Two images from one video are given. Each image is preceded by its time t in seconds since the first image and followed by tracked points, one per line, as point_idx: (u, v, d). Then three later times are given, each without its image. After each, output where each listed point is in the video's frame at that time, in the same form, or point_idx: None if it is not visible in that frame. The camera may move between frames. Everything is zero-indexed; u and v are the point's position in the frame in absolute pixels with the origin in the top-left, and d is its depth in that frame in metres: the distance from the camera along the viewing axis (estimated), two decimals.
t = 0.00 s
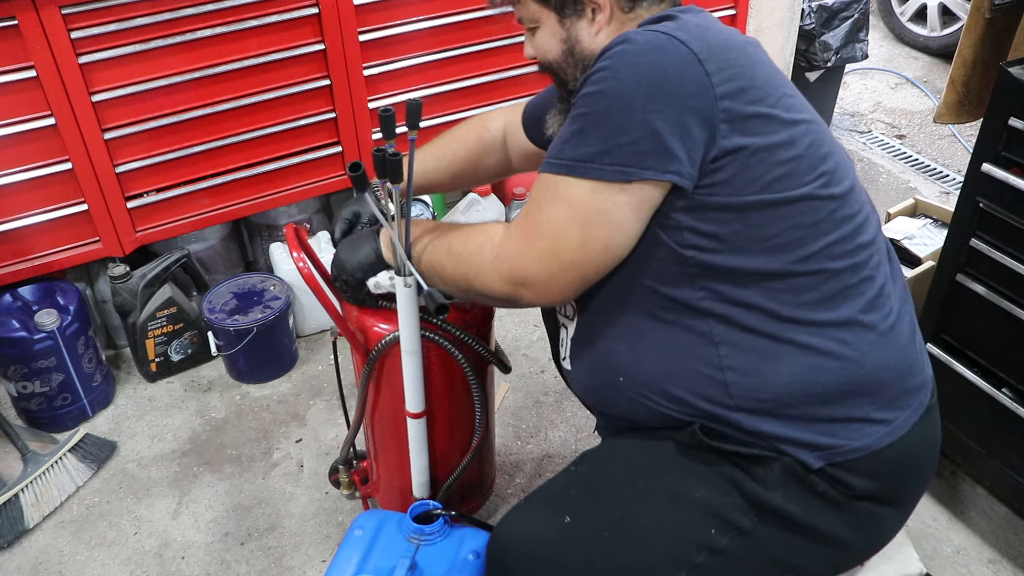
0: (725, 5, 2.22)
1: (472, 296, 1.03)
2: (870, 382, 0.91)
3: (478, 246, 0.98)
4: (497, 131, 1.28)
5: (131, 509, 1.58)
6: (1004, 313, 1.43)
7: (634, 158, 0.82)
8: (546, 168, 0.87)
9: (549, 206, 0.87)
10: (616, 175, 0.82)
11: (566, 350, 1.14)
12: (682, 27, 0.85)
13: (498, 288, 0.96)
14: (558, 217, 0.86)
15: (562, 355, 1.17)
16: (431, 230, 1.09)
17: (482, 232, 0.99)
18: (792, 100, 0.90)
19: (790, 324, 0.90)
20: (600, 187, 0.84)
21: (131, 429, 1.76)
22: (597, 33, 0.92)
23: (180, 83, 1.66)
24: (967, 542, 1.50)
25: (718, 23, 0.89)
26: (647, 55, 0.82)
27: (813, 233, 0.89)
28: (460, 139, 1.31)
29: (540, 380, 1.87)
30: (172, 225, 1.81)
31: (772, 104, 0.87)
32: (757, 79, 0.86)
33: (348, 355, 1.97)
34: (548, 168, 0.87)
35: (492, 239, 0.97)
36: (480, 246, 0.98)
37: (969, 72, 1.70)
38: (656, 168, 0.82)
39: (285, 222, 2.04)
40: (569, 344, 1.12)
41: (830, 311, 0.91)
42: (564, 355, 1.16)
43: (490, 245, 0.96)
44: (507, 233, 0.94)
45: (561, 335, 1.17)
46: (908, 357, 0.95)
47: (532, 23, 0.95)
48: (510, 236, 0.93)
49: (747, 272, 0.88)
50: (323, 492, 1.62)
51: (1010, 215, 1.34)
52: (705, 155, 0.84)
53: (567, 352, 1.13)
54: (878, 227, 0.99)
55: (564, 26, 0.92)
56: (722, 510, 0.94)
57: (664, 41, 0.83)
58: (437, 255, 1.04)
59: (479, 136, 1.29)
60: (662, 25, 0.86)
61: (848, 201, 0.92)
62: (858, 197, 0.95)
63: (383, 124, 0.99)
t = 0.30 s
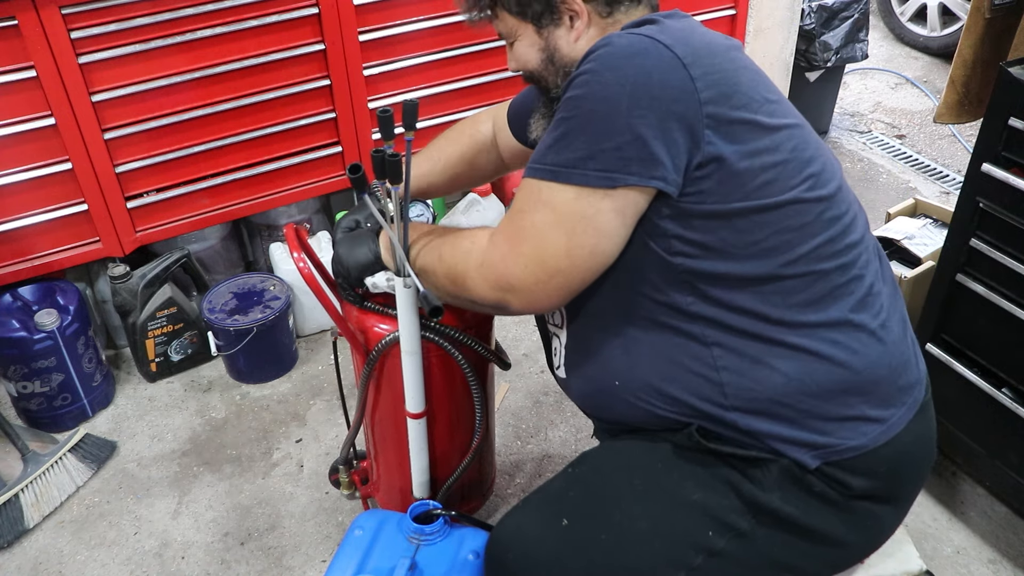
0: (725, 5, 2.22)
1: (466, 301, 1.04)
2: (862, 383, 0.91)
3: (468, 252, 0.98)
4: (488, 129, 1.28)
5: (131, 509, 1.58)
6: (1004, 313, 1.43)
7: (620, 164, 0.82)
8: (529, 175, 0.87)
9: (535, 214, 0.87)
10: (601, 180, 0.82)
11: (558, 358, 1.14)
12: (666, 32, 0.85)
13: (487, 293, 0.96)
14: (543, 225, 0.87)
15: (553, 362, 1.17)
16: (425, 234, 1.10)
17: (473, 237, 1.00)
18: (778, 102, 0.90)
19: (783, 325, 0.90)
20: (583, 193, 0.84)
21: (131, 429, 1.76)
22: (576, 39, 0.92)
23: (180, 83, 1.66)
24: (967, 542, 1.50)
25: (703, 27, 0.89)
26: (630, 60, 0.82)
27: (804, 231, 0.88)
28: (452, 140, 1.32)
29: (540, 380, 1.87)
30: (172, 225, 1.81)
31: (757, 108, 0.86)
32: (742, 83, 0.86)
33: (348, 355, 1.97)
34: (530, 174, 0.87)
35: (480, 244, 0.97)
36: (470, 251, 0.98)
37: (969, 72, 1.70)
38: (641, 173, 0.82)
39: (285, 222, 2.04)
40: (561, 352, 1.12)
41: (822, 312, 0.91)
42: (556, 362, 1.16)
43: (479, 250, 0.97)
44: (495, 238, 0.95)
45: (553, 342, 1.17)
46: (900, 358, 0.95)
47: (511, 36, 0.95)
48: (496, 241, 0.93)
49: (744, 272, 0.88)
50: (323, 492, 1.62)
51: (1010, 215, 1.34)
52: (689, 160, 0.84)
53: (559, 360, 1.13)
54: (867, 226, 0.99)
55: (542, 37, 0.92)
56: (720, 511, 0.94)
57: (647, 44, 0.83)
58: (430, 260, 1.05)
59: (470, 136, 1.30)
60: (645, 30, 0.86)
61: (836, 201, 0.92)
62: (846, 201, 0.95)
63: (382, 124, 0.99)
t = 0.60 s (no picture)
0: (725, 5, 2.22)
1: (463, 299, 1.04)
2: (864, 384, 0.91)
3: (465, 250, 0.98)
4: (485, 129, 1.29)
5: (131, 509, 1.58)
6: (1004, 313, 1.43)
7: (623, 168, 0.82)
8: (532, 174, 0.87)
9: (534, 214, 0.87)
10: (602, 182, 0.82)
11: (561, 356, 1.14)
12: (671, 35, 0.85)
13: (483, 291, 0.96)
14: (541, 224, 0.87)
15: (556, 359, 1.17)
16: (424, 232, 1.10)
17: (472, 234, 1.00)
18: (783, 104, 0.90)
19: (782, 326, 0.90)
20: (586, 196, 0.84)
21: (131, 429, 1.76)
22: (579, 43, 0.92)
23: (180, 83, 1.66)
24: (967, 542, 1.50)
25: (706, 29, 0.89)
26: (636, 63, 0.81)
27: (807, 232, 0.88)
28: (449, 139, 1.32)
29: (540, 380, 1.87)
30: (172, 225, 1.81)
31: (763, 109, 0.86)
32: (747, 87, 0.85)
33: (348, 355, 1.97)
34: (534, 173, 0.87)
35: (478, 242, 0.97)
36: (467, 250, 0.98)
37: (969, 72, 1.70)
38: (644, 177, 0.82)
39: (285, 222, 2.04)
40: (564, 349, 1.11)
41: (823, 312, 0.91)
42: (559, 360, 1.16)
43: (476, 247, 0.97)
44: (493, 236, 0.95)
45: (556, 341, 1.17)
46: (901, 359, 0.95)
47: (513, 44, 0.95)
48: (494, 239, 0.94)
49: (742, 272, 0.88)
50: (323, 492, 1.62)
51: (1010, 214, 1.34)
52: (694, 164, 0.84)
53: (562, 359, 1.13)
54: (871, 229, 0.99)
55: (543, 44, 0.92)
56: (715, 511, 0.94)
57: (653, 48, 0.82)
58: (429, 257, 1.05)
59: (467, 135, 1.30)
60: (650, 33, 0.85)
61: (841, 202, 0.92)
62: (850, 203, 0.94)
63: (382, 124, 1.00)
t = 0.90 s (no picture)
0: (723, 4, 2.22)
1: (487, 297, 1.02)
2: (891, 393, 0.92)
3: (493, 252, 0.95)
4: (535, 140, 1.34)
5: (131, 509, 1.58)
6: (1004, 314, 1.43)
7: (669, 193, 0.80)
8: (577, 189, 0.86)
9: (578, 227, 0.85)
10: (647, 206, 0.81)
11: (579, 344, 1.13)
12: (719, 44, 0.81)
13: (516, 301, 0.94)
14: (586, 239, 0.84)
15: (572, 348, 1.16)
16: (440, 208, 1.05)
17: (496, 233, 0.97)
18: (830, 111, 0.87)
19: (809, 337, 0.90)
20: (632, 217, 0.82)
21: (131, 429, 1.76)
22: (624, 34, 0.88)
23: (180, 83, 1.66)
24: (967, 542, 1.50)
25: (756, 32, 0.85)
26: (688, 84, 0.79)
27: (843, 243, 0.88)
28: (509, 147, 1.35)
29: (540, 380, 1.87)
30: (172, 225, 1.81)
31: (814, 124, 0.84)
32: (799, 100, 0.83)
33: (348, 355, 1.97)
34: (579, 189, 0.85)
35: (508, 244, 0.94)
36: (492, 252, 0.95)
37: (969, 72, 1.70)
38: (692, 203, 0.81)
39: (285, 222, 2.04)
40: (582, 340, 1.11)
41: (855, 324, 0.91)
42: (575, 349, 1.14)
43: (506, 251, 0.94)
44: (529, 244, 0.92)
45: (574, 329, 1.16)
46: (923, 367, 0.97)
47: (553, 29, 0.90)
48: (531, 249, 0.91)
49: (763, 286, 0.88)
50: (323, 492, 1.62)
51: (1009, 214, 1.34)
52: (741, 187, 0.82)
53: (580, 348, 1.12)
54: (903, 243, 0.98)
55: (588, 33, 0.87)
56: (734, 514, 0.93)
57: (700, 66, 0.79)
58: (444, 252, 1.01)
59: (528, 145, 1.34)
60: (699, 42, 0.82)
61: (880, 219, 0.92)
62: (886, 215, 0.94)
63: (382, 124, 0.99)
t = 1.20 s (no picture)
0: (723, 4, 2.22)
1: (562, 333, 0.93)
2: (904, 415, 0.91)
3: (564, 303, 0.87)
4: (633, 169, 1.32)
5: (131, 509, 1.58)
6: (1004, 314, 1.43)
7: (743, 235, 0.73)
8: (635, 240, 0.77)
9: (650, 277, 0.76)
10: (725, 253, 0.73)
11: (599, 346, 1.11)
12: (773, 69, 0.75)
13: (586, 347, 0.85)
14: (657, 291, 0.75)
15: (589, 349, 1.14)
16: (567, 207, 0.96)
17: (588, 263, 0.88)
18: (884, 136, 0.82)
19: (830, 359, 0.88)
20: (709, 263, 0.74)
21: (131, 429, 1.76)
22: (676, 34, 0.79)
23: (180, 83, 1.66)
24: (967, 542, 1.50)
25: (805, 49, 0.79)
26: (755, 120, 0.73)
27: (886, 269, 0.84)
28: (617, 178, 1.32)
29: (540, 380, 1.87)
30: (172, 225, 1.81)
31: (875, 149, 0.79)
32: (864, 133, 0.77)
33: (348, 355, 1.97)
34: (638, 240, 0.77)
35: (589, 283, 0.85)
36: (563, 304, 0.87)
37: (969, 72, 1.71)
38: (770, 244, 0.74)
39: (285, 222, 2.04)
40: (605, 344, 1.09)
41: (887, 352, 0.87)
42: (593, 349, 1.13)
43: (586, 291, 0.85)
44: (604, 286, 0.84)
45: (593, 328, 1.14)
46: (946, 387, 0.96)
47: (599, 21, 0.81)
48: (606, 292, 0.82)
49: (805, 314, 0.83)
50: (323, 492, 1.62)
51: (1009, 214, 1.35)
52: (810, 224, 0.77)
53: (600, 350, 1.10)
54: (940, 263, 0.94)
55: (640, 31, 0.78)
56: (736, 521, 0.92)
57: (764, 95, 0.73)
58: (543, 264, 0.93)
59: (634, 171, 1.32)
60: (754, 66, 0.75)
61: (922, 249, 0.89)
62: (926, 248, 0.90)
63: (382, 124, 1.00)
